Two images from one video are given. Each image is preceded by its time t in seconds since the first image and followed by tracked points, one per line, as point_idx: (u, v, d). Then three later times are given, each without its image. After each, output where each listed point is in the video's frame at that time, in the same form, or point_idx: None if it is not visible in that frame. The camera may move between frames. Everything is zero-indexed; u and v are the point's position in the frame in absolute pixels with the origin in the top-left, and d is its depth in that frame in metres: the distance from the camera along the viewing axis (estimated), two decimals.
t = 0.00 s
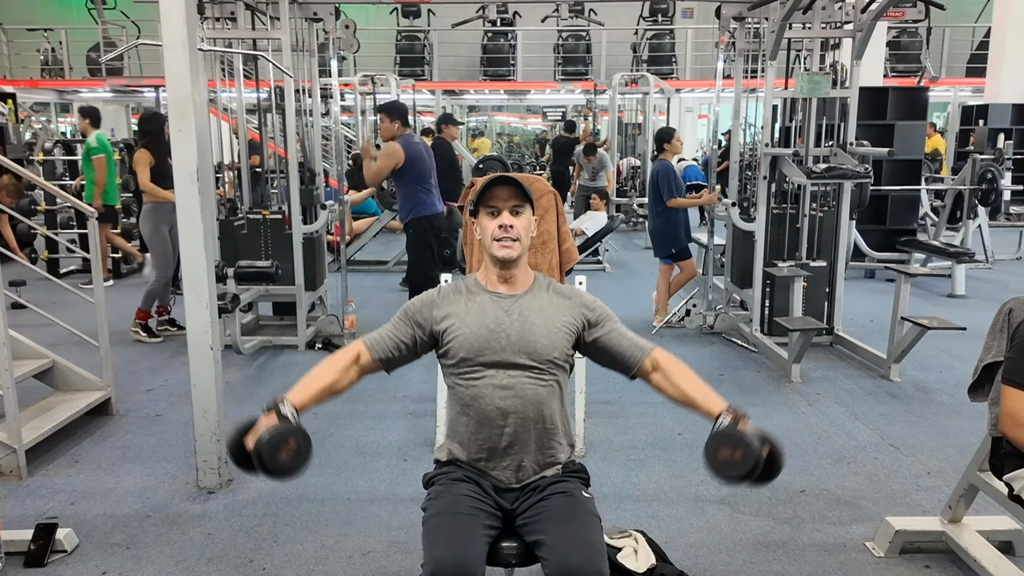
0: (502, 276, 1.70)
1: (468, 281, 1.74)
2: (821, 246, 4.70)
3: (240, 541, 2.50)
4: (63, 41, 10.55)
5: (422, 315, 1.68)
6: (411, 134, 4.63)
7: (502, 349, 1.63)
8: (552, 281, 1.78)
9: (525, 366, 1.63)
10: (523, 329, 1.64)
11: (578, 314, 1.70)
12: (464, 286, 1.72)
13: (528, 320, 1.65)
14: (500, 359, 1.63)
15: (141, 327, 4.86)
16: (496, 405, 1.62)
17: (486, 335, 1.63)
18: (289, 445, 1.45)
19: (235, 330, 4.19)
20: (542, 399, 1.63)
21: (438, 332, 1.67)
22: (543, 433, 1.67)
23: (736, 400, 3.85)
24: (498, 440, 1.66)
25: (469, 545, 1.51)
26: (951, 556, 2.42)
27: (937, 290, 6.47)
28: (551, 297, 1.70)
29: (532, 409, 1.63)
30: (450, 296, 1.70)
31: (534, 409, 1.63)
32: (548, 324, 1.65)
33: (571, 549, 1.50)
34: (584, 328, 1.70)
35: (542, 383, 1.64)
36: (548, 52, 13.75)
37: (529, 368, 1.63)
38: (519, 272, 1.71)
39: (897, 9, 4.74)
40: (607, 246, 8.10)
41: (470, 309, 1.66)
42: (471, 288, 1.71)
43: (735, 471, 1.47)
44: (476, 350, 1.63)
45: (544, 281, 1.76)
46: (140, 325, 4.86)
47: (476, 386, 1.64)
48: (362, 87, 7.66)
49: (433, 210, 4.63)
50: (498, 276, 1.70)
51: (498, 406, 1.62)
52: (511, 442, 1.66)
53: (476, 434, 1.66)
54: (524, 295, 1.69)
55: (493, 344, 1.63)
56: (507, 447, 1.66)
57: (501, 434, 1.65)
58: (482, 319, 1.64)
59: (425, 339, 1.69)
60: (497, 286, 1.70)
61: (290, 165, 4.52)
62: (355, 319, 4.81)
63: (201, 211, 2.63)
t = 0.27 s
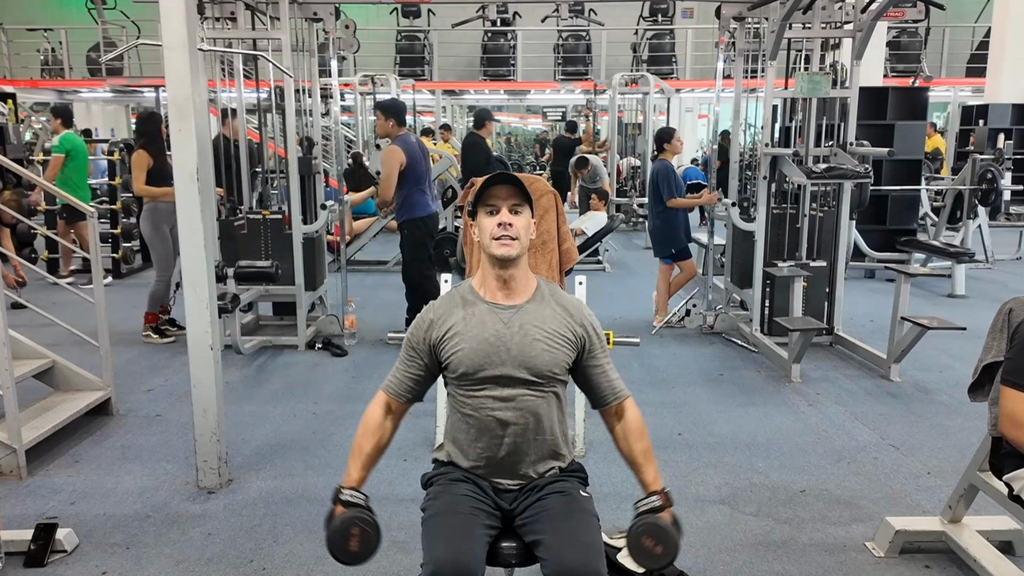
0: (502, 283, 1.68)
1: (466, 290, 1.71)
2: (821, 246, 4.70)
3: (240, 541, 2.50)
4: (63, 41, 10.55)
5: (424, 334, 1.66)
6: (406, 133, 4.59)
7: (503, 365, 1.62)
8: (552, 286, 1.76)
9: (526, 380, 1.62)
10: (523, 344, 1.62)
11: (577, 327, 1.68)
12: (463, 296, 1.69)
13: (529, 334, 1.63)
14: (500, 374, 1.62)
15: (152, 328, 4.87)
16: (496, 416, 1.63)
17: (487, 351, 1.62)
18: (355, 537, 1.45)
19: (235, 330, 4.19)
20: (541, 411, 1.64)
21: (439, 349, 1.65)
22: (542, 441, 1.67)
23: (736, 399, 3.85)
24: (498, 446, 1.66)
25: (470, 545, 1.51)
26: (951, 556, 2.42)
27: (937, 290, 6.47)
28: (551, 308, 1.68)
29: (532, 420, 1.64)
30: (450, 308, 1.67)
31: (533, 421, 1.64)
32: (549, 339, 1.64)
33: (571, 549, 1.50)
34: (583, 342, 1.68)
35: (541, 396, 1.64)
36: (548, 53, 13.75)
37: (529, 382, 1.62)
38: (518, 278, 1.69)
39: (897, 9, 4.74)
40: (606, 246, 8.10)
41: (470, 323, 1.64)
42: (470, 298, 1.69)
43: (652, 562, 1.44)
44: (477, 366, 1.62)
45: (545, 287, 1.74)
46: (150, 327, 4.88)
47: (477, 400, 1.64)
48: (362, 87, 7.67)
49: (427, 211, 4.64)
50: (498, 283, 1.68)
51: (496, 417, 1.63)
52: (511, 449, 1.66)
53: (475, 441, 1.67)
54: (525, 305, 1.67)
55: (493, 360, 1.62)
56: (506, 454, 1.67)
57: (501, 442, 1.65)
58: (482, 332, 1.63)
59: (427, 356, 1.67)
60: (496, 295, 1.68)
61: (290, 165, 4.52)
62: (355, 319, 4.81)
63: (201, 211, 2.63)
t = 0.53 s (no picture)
0: (501, 286, 1.68)
1: (465, 294, 1.71)
2: (821, 246, 4.70)
3: (240, 541, 2.50)
4: (63, 41, 10.55)
5: (426, 342, 1.66)
6: (406, 134, 4.61)
7: (503, 370, 1.62)
8: (551, 289, 1.76)
9: (525, 386, 1.62)
10: (522, 348, 1.62)
11: (576, 332, 1.68)
12: (463, 301, 1.69)
13: (528, 339, 1.63)
14: (499, 380, 1.62)
15: (152, 328, 4.86)
16: (495, 421, 1.63)
17: (487, 357, 1.61)
18: (402, 561, 1.50)
19: (235, 330, 4.19)
20: (540, 415, 1.64)
21: (439, 356, 1.65)
22: (541, 444, 1.67)
23: (736, 399, 3.85)
24: (497, 449, 1.66)
25: (471, 544, 1.51)
26: (951, 556, 2.42)
27: (937, 290, 6.47)
28: (550, 313, 1.68)
29: (531, 424, 1.64)
30: (449, 314, 1.67)
31: (531, 425, 1.64)
32: (547, 344, 1.64)
33: (570, 549, 1.50)
34: (582, 347, 1.68)
35: (540, 400, 1.64)
36: (548, 53, 13.75)
37: (527, 386, 1.63)
38: (517, 280, 1.69)
39: (897, 9, 4.74)
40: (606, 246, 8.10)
41: (469, 329, 1.63)
42: (469, 302, 1.68)
43: None
44: (477, 371, 1.62)
45: (544, 290, 1.74)
46: (150, 327, 4.87)
47: (477, 406, 1.64)
48: (362, 87, 7.67)
49: (427, 211, 4.63)
50: (497, 286, 1.68)
51: (495, 421, 1.63)
52: (510, 452, 1.66)
53: (474, 443, 1.67)
54: (523, 309, 1.67)
55: (493, 366, 1.61)
56: (505, 457, 1.67)
57: (499, 445, 1.65)
58: (482, 338, 1.62)
59: (429, 364, 1.67)
60: (495, 299, 1.68)
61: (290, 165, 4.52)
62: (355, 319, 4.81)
63: (201, 211, 2.63)
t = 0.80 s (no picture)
0: (503, 287, 1.68)
1: (466, 294, 1.71)
2: (821, 246, 4.69)
3: (240, 541, 2.50)
4: (63, 41, 10.54)
5: (428, 344, 1.65)
6: (404, 134, 4.62)
7: (505, 370, 1.62)
8: (552, 288, 1.76)
9: (527, 385, 1.63)
10: (524, 348, 1.62)
11: (578, 332, 1.68)
12: (464, 301, 1.69)
13: (530, 338, 1.63)
14: (502, 379, 1.62)
15: (152, 328, 4.86)
16: (497, 420, 1.63)
17: (490, 357, 1.61)
18: (423, 565, 1.56)
19: (235, 330, 4.19)
20: (543, 414, 1.65)
21: (441, 356, 1.65)
22: (542, 444, 1.67)
23: (736, 399, 3.85)
24: (499, 449, 1.66)
25: (475, 543, 1.51)
26: (951, 556, 2.42)
27: (937, 290, 6.47)
28: (551, 312, 1.68)
29: (533, 423, 1.64)
30: (451, 315, 1.66)
31: (533, 424, 1.64)
32: (550, 343, 1.64)
33: (568, 548, 1.50)
34: (583, 346, 1.69)
35: (542, 398, 1.65)
36: (549, 52, 13.75)
37: (529, 385, 1.63)
38: (519, 281, 1.69)
39: (897, 9, 4.74)
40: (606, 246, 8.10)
41: (471, 329, 1.63)
42: (470, 302, 1.68)
43: None
44: (480, 371, 1.62)
45: (546, 289, 1.74)
46: (150, 327, 4.87)
47: (479, 406, 1.64)
48: (362, 87, 7.67)
49: (426, 212, 4.64)
50: (498, 285, 1.68)
51: (497, 419, 1.63)
52: (511, 453, 1.66)
53: (475, 442, 1.67)
54: (525, 309, 1.67)
55: (496, 365, 1.62)
56: (506, 457, 1.67)
57: (501, 445, 1.65)
58: (484, 338, 1.62)
59: (430, 365, 1.67)
60: (497, 300, 1.69)
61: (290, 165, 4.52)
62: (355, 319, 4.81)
63: (201, 211, 2.63)
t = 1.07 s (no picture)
0: (504, 285, 1.68)
1: (467, 293, 1.70)
2: (821, 246, 4.69)
3: (240, 541, 2.50)
4: (63, 41, 10.54)
5: (429, 345, 1.65)
6: (403, 135, 4.62)
7: (507, 369, 1.62)
8: (553, 286, 1.76)
9: (529, 383, 1.63)
10: (525, 346, 1.62)
11: (579, 330, 1.68)
12: (465, 300, 1.69)
13: (532, 337, 1.63)
14: (504, 378, 1.62)
15: (152, 328, 4.86)
16: (499, 419, 1.64)
17: (492, 356, 1.61)
18: (424, 563, 1.55)
19: (235, 330, 4.19)
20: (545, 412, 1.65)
21: (443, 356, 1.64)
22: (544, 442, 1.67)
23: (736, 399, 3.85)
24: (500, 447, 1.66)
25: (482, 541, 1.51)
26: (951, 556, 2.42)
27: (937, 290, 6.47)
28: (552, 310, 1.68)
29: (535, 422, 1.65)
30: (452, 314, 1.66)
31: (535, 422, 1.65)
32: (551, 341, 1.64)
33: (567, 548, 1.50)
34: (585, 344, 1.69)
35: (544, 396, 1.65)
36: (549, 52, 13.75)
37: (531, 384, 1.63)
38: (520, 279, 1.69)
39: (897, 9, 4.74)
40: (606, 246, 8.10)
41: (473, 328, 1.63)
42: (471, 301, 1.68)
43: None
44: (481, 370, 1.62)
45: (547, 287, 1.74)
46: (150, 327, 4.87)
47: (481, 405, 1.64)
48: (362, 87, 7.67)
49: (427, 212, 4.63)
50: (500, 284, 1.68)
51: (499, 418, 1.64)
52: (512, 452, 1.66)
53: (476, 441, 1.67)
54: (527, 308, 1.67)
55: (498, 364, 1.62)
56: (508, 456, 1.67)
57: (503, 444, 1.66)
58: (485, 337, 1.62)
59: (432, 365, 1.67)
60: (499, 299, 1.68)
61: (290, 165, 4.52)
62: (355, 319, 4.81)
63: (201, 210, 2.63)
